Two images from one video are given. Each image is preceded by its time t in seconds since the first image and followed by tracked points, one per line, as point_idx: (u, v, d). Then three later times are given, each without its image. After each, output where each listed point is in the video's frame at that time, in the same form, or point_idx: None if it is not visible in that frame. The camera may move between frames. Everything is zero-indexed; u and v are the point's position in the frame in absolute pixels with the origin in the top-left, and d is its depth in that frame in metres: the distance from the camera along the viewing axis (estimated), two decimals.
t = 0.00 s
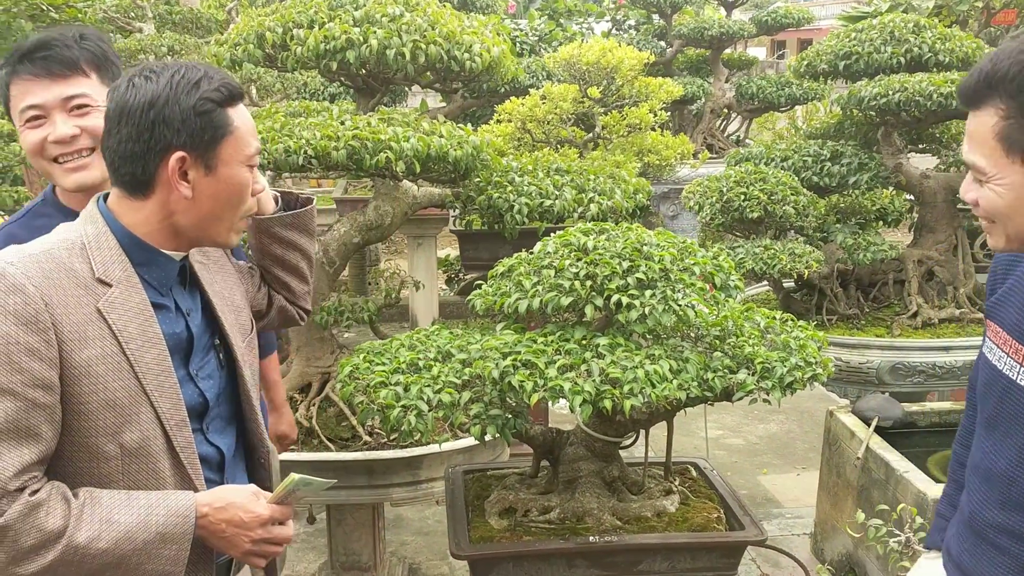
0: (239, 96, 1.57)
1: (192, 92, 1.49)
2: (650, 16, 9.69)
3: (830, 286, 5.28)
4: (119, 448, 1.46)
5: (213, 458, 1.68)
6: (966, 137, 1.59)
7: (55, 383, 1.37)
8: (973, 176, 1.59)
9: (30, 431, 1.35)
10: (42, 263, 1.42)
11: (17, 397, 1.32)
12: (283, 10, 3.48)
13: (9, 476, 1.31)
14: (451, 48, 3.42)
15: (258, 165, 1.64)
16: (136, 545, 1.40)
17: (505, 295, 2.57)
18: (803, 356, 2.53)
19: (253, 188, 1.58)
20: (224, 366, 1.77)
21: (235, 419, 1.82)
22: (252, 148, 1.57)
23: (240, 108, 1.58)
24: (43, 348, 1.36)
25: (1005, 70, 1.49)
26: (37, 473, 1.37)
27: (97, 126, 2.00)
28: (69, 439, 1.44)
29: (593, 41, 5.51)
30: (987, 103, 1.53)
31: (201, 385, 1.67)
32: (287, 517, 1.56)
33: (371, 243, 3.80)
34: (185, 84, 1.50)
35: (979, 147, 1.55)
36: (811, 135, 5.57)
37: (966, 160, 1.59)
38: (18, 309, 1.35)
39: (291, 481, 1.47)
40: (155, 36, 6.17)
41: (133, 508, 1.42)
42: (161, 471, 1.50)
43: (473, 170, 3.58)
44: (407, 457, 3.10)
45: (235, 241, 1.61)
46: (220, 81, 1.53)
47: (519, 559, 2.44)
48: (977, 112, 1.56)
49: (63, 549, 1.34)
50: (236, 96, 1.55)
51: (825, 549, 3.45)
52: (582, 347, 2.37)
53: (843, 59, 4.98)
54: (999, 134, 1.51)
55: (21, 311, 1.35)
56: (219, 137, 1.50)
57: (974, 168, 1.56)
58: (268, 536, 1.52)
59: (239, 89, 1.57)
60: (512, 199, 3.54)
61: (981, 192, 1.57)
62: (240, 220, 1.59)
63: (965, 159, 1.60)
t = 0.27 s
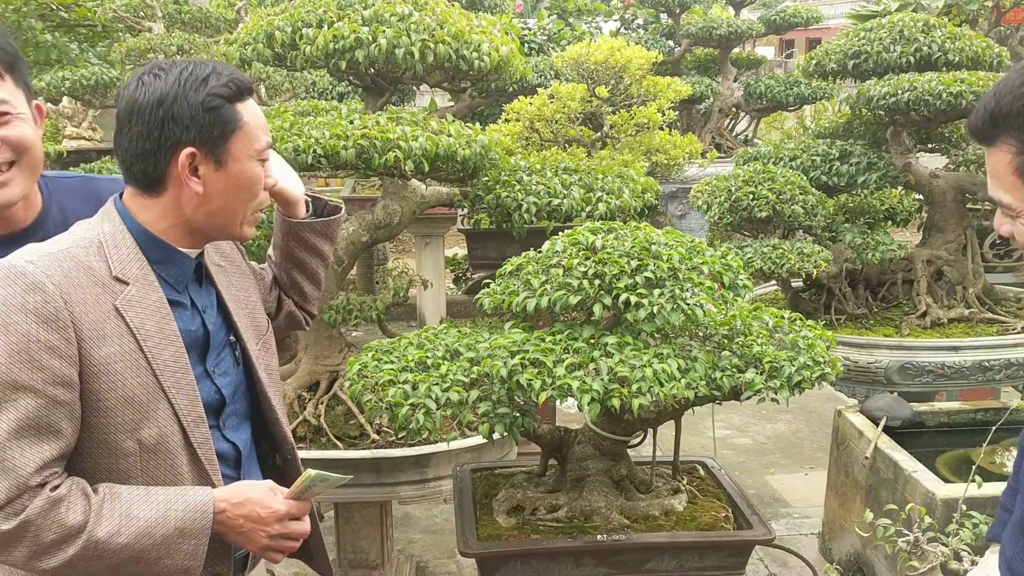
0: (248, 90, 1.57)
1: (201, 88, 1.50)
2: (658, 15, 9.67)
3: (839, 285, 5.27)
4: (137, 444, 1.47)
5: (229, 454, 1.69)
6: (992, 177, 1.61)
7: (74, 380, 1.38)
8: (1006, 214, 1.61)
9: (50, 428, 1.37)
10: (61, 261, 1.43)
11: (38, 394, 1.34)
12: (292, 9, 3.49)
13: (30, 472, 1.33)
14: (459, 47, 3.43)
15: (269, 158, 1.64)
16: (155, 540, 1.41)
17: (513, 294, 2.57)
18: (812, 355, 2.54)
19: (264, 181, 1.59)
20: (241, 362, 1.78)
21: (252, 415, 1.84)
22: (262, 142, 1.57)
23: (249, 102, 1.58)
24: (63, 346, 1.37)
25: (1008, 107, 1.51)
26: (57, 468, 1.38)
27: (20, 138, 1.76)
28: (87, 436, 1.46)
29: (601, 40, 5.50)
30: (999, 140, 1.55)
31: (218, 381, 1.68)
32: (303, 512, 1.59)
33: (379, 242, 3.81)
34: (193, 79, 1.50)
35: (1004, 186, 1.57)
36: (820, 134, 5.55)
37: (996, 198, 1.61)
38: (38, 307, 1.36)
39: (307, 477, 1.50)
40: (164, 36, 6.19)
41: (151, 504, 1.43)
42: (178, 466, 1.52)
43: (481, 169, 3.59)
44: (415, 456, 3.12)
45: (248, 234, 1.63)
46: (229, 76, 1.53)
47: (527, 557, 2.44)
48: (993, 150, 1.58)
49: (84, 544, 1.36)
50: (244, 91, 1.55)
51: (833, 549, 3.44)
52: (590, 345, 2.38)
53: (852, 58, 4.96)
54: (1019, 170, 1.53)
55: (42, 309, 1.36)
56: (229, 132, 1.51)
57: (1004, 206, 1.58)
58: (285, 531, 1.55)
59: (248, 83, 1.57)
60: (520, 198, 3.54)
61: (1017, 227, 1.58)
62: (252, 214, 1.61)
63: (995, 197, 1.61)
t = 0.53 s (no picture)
0: (222, 72, 1.56)
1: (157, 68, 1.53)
2: (665, 13, 9.66)
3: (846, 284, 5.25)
4: (150, 435, 1.48)
5: (242, 450, 1.69)
6: None
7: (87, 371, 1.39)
8: None
9: (63, 420, 1.37)
10: (74, 255, 1.45)
11: (52, 385, 1.35)
12: (300, 7, 3.50)
13: (45, 463, 1.34)
14: (467, 45, 3.43)
15: (253, 143, 1.58)
16: (171, 530, 1.41)
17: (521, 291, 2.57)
18: (820, 353, 2.54)
19: (230, 161, 1.53)
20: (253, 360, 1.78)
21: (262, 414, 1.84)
22: (224, 120, 1.52)
23: (224, 84, 1.56)
24: (76, 337, 1.38)
25: None
26: (72, 460, 1.39)
27: None
28: (99, 428, 1.47)
29: (608, 38, 5.50)
30: None
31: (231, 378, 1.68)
32: (317, 502, 1.54)
33: (387, 240, 3.82)
34: (156, 62, 1.53)
35: None
36: (827, 132, 5.53)
37: None
38: (51, 299, 1.37)
39: (318, 468, 1.45)
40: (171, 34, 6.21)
41: (165, 494, 1.43)
42: (191, 457, 1.53)
43: (488, 166, 3.59)
44: (422, 453, 3.12)
45: (229, 221, 1.57)
46: (198, 57, 1.54)
47: (535, 554, 2.45)
48: None
49: (99, 534, 1.36)
50: (212, 70, 1.53)
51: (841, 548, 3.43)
52: (598, 343, 2.38)
53: (860, 56, 4.94)
54: None
55: (55, 301, 1.37)
56: (178, 108, 1.50)
57: None
58: (299, 521, 1.51)
59: (219, 64, 1.55)
60: (528, 196, 3.55)
61: None
62: (225, 198, 1.54)
63: None
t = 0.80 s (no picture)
0: (214, 70, 1.59)
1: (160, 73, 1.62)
2: (672, 14, 9.64)
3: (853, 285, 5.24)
4: (157, 427, 1.49)
5: (250, 453, 1.69)
6: None
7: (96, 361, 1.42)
8: None
9: (69, 407, 1.40)
10: (89, 247, 1.50)
11: (57, 371, 1.38)
12: (308, 9, 3.52)
13: (48, 447, 1.36)
14: (474, 47, 3.44)
15: (240, 136, 1.57)
16: (166, 523, 1.41)
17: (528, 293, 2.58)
18: (827, 355, 2.54)
19: (208, 154, 1.53)
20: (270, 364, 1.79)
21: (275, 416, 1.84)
22: (201, 114, 1.54)
23: (212, 80, 1.58)
24: (84, 326, 1.42)
25: None
26: (77, 446, 1.42)
27: None
28: (110, 418, 1.49)
29: (615, 39, 5.50)
30: None
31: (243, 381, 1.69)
32: (317, 505, 1.54)
33: (393, 241, 3.83)
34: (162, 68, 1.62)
35: None
36: (835, 134, 5.52)
37: None
38: (62, 288, 1.42)
39: (317, 470, 1.45)
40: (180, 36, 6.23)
41: (164, 486, 1.43)
42: (196, 452, 1.53)
43: (495, 168, 3.60)
44: (428, 454, 3.13)
45: (217, 215, 1.56)
46: (187, 58, 1.59)
47: (541, 555, 2.46)
48: None
49: (95, 521, 1.37)
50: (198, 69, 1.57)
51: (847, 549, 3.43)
52: (605, 345, 2.39)
53: (868, 57, 4.93)
54: None
55: (66, 290, 1.42)
56: (165, 107, 1.56)
57: None
58: (296, 522, 1.51)
59: (209, 62, 1.58)
60: (535, 197, 3.55)
61: None
62: (209, 191, 1.55)
63: None
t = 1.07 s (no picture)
0: (247, 74, 1.59)
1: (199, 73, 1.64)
2: (678, 13, 9.63)
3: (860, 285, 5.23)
4: (176, 423, 1.49)
5: (265, 449, 1.69)
6: None
7: (120, 355, 1.43)
8: None
9: (91, 399, 1.41)
10: (115, 242, 1.51)
11: (83, 363, 1.39)
12: (316, 9, 3.53)
13: (71, 439, 1.37)
14: (482, 47, 3.44)
15: (262, 140, 1.57)
16: (185, 515, 1.41)
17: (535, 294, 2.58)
18: (835, 356, 2.54)
19: (227, 155, 1.54)
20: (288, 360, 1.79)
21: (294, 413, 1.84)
22: (226, 116, 1.55)
23: (244, 84, 1.59)
24: (110, 319, 1.43)
25: None
26: (99, 439, 1.42)
27: None
28: (129, 414, 1.49)
29: (622, 39, 5.49)
30: None
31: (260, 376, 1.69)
32: (332, 501, 1.55)
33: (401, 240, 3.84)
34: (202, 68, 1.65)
35: None
36: (842, 134, 5.52)
37: None
38: (88, 282, 1.43)
39: (335, 466, 1.46)
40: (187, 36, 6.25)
41: (184, 480, 1.43)
42: (214, 449, 1.53)
43: (502, 168, 3.60)
44: (435, 453, 3.14)
45: (228, 216, 1.56)
46: (225, 61, 1.61)
47: (549, 555, 2.46)
48: None
49: (116, 512, 1.37)
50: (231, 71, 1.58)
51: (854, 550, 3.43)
52: (613, 345, 2.39)
53: (875, 57, 4.92)
54: None
55: (93, 282, 1.44)
56: (194, 106, 1.58)
57: None
58: (313, 518, 1.52)
59: (243, 66, 1.59)
60: (542, 197, 3.55)
61: None
62: (224, 192, 1.56)
63: None
